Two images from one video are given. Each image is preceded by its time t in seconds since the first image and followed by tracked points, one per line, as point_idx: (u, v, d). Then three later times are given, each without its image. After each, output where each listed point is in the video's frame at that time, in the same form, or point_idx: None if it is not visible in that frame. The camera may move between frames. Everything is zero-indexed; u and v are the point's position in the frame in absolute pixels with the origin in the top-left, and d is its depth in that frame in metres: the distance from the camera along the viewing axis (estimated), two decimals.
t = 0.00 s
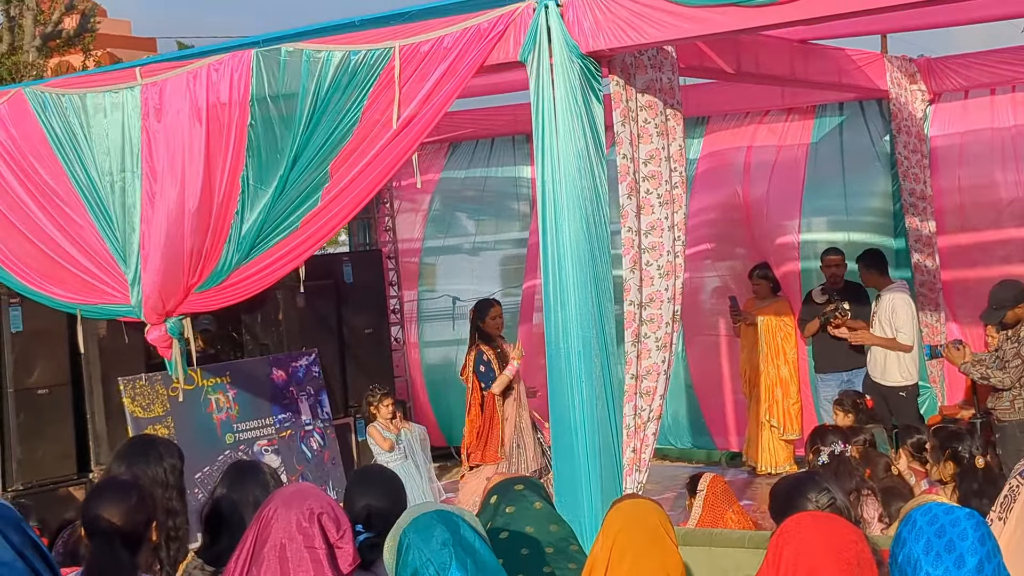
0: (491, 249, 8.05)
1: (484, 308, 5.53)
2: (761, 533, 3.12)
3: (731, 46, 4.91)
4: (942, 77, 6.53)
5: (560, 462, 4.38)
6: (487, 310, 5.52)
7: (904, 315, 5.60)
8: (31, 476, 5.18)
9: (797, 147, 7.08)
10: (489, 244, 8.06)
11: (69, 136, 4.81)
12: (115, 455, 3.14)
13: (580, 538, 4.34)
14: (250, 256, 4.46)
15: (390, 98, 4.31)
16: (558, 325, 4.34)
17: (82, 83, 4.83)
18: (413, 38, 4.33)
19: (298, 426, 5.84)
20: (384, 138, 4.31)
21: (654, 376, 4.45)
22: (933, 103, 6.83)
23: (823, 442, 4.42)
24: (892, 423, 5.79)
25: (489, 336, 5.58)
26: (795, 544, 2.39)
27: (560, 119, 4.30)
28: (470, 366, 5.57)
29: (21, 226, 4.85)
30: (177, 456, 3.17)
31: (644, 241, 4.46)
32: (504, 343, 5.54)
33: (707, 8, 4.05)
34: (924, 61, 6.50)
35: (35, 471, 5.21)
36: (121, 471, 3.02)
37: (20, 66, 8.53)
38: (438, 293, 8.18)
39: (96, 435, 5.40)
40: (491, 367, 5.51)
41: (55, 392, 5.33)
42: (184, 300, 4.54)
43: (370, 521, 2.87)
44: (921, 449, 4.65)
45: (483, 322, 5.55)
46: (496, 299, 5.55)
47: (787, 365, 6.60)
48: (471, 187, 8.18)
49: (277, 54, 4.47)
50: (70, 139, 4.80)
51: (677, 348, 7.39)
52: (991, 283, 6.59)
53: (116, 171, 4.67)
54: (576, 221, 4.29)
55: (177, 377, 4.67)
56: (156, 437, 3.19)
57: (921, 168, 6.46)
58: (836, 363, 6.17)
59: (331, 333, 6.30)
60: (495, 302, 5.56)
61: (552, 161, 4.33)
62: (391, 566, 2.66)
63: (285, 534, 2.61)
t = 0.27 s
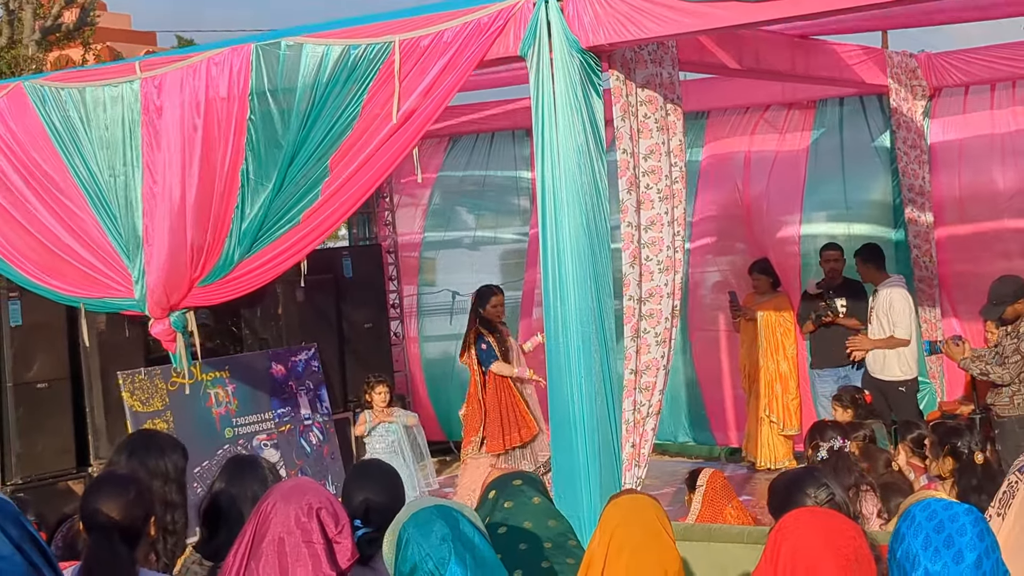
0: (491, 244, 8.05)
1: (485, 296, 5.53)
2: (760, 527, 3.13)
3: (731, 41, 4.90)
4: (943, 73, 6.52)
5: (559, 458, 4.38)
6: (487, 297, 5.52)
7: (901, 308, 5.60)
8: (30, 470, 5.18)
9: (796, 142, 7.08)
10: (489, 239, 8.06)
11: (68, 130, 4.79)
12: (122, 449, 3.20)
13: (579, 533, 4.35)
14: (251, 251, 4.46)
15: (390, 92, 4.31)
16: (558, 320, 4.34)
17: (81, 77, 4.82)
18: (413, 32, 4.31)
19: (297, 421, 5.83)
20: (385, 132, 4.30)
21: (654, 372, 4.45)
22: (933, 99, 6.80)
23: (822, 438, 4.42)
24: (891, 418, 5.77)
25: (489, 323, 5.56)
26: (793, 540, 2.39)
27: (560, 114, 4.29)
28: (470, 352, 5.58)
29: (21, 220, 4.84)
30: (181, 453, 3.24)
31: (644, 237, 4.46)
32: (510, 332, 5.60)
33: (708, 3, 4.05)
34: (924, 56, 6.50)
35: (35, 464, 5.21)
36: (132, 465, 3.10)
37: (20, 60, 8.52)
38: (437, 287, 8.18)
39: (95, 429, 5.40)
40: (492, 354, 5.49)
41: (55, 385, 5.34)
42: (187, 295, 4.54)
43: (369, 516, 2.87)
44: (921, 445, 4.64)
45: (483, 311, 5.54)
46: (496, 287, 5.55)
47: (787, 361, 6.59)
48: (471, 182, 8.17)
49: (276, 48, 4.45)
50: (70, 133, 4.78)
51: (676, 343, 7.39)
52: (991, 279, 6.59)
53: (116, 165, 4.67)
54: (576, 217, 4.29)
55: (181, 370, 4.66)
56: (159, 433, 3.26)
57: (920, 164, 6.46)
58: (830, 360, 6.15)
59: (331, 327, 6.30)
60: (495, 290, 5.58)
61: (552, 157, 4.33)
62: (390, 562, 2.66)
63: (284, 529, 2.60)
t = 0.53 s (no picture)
0: (491, 245, 8.04)
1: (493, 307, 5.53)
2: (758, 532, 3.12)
3: (733, 43, 4.91)
4: (944, 78, 6.54)
5: (557, 458, 4.39)
6: (496, 308, 5.51)
7: (899, 313, 5.59)
8: (27, 466, 5.18)
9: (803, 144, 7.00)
10: (489, 239, 8.06)
11: (70, 126, 4.79)
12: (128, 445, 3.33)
13: (576, 534, 4.35)
14: (251, 248, 4.46)
15: (392, 91, 4.31)
16: (557, 321, 4.34)
17: (84, 73, 4.81)
18: (416, 31, 4.30)
19: (295, 419, 5.80)
20: (386, 131, 4.30)
21: (652, 374, 4.43)
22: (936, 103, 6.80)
23: (820, 442, 4.42)
24: (890, 423, 5.77)
25: (495, 335, 5.56)
26: (791, 544, 2.39)
27: (562, 115, 4.29)
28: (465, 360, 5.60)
29: (22, 216, 4.83)
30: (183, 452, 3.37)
31: (644, 238, 4.45)
32: (524, 339, 5.60)
33: (712, 5, 4.04)
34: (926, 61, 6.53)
35: (33, 460, 5.21)
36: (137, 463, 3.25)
37: (22, 56, 8.50)
38: (437, 287, 8.18)
39: (94, 426, 5.39)
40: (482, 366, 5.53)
41: (54, 381, 5.33)
42: (188, 292, 4.54)
43: (366, 515, 2.87)
44: (921, 449, 4.63)
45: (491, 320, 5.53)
46: (506, 299, 5.51)
47: (786, 365, 6.59)
48: (471, 181, 8.17)
49: (279, 47, 4.44)
50: (72, 129, 4.78)
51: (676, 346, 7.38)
52: (991, 285, 6.58)
53: (118, 161, 4.66)
54: (576, 218, 4.29)
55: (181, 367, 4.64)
56: (160, 430, 3.39)
57: (921, 169, 6.45)
58: (829, 364, 6.15)
59: (330, 325, 6.30)
60: (505, 302, 5.53)
61: (553, 157, 4.33)
62: (387, 561, 2.66)
63: (281, 527, 2.60)
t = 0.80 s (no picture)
0: (492, 250, 8.03)
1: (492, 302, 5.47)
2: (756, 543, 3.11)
3: (739, 53, 4.91)
4: (951, 92, 6.55)
5: (555, 465, 4.38)
6: (495, 304, 5.39)
7: (901, 326, 5.59)
8: (25, 463, 5.17)
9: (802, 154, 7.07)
10: (491, 244, 8.04)
11: (76, 124, 4.79)
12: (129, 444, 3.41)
13: (573, 541, 4.34)
14: (254, 249, 4.46)
15: (398, 94, 4.30)
16: (559, 327, 4.34)
17: (90, 71, 4.82)
18: (423, 35, 4.30)
19: (294, 421, 5.80)
20: (391, 134, 4.29)
21: (653, 382, 4.44)
22: (941, 116, 6.79)
23: (819, 453, 4.42)
24: (890, 436, 5.76)
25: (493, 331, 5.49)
26: (790, 556, 2.38)
27: (567, 122, 4.30)
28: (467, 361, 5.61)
29: (25, 213, 4.83)
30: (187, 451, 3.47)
31: (647, 246, 4.47)
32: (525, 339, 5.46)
33: (720, 15, 4.04)
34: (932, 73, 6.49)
35: (31, 458, 5.20)
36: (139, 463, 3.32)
37: (28, 54, 8.48)
38: (438, 292, 8.20)
39: (93, 424, 5.38)
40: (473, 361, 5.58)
41: (53, 378, 5.33)
42: (188, 292, 4.51)
43: (363, 518, 2.82)
44: (921, 463, 4.62)
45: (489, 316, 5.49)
46: (504, 297, 5.44)
47: (787, 375, 6.56)
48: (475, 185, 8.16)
49: (286, 48, 4.45)
50: (78, 127, 4.79)
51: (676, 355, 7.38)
52: (993, 299, 6.58)
53: (123, 160, 4.67)
54: (579, 225, 4.29)
55: (179, 368, 4.62)
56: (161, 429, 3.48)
57: (925, 183, 6.45)
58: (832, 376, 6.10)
59: (331, 327, 6.30)
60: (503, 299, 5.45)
61: (557, 163, 4.34)
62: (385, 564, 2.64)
63: (279, 528, 2.60)
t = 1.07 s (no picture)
0: (501, 266, 8.05)
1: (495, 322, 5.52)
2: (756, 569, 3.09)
3: (755, 78, 4.89)
4: (966, 122, 6.54)
5: (560, 484, 4.36)
6: (498, 326, 5.50)
7: (911, 357, 5.56)
8: (31, 464, 5.20)
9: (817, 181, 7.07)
10: (503, 260, 8.06)
11: (93, 127, 4.80)
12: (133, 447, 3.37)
13: (575, 561, 4.32)
14: (265, 257, 4.45)
15: (415, 109, 4.34)
16: (567, 346, 4.33)
17: (109, 75, 4.83)
18: (441, 50, 4.34)
19: (300, 431, 5.80)
20: (406, 148, 4.32)
21: (659, 405, 4.41)
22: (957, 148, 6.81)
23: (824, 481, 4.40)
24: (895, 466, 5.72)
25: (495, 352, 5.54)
26: None
27: (582, 141, 4.31)
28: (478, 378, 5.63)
29: (39, 214, 4.82)
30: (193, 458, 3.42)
31: (658, 267, 4.45)
32: (521, 362, 5.42)
33: (739, 39, 4.05)
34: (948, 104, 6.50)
35: (37, 459, 5.22)
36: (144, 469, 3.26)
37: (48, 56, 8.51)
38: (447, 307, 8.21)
39: (99, 427, 5.40)
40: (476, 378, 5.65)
41: (62, 380, 5.35)
42: (197, 298, 4.48)
43: (367, 529, 2.88)
44: (927, 495, 4.61)
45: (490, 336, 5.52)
46: (508, 317, 5.51)
47: (796, 403, 6.46)
48: (486, 202, 8.17)
49: (305, 59, 4.47)
50: (95, 131, 4.80)
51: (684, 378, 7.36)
52: (1004, 332, 6.55)
53: (139, 164, 4.68)
54: (591, 244, 4.29)
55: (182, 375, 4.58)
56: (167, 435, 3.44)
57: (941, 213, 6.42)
58: (850, 405, 6.00)
59: (339, 337, 6.33)
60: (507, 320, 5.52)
61: (571, 182, 4.33)
62: None
63: (281, 537, 2.60)
